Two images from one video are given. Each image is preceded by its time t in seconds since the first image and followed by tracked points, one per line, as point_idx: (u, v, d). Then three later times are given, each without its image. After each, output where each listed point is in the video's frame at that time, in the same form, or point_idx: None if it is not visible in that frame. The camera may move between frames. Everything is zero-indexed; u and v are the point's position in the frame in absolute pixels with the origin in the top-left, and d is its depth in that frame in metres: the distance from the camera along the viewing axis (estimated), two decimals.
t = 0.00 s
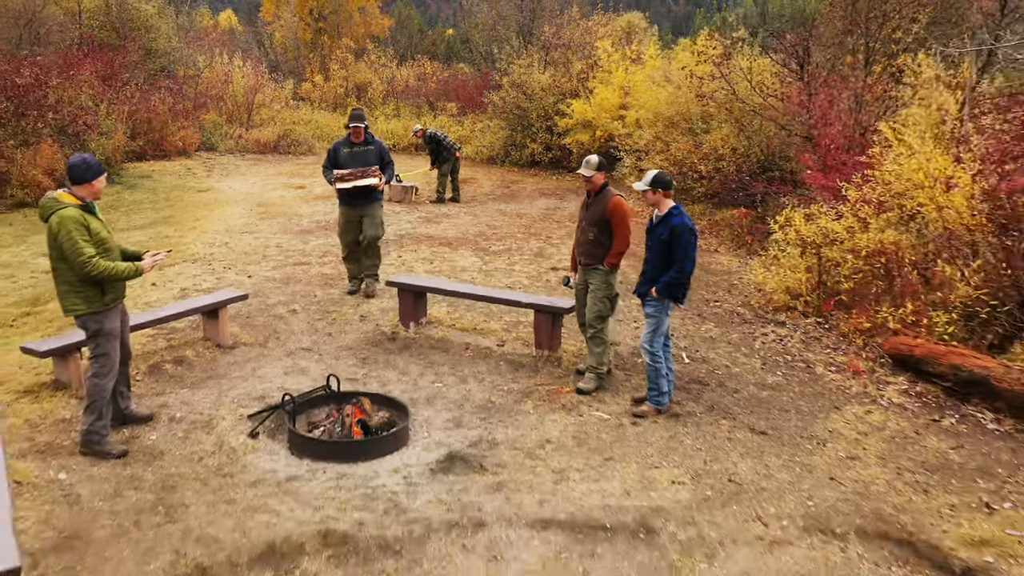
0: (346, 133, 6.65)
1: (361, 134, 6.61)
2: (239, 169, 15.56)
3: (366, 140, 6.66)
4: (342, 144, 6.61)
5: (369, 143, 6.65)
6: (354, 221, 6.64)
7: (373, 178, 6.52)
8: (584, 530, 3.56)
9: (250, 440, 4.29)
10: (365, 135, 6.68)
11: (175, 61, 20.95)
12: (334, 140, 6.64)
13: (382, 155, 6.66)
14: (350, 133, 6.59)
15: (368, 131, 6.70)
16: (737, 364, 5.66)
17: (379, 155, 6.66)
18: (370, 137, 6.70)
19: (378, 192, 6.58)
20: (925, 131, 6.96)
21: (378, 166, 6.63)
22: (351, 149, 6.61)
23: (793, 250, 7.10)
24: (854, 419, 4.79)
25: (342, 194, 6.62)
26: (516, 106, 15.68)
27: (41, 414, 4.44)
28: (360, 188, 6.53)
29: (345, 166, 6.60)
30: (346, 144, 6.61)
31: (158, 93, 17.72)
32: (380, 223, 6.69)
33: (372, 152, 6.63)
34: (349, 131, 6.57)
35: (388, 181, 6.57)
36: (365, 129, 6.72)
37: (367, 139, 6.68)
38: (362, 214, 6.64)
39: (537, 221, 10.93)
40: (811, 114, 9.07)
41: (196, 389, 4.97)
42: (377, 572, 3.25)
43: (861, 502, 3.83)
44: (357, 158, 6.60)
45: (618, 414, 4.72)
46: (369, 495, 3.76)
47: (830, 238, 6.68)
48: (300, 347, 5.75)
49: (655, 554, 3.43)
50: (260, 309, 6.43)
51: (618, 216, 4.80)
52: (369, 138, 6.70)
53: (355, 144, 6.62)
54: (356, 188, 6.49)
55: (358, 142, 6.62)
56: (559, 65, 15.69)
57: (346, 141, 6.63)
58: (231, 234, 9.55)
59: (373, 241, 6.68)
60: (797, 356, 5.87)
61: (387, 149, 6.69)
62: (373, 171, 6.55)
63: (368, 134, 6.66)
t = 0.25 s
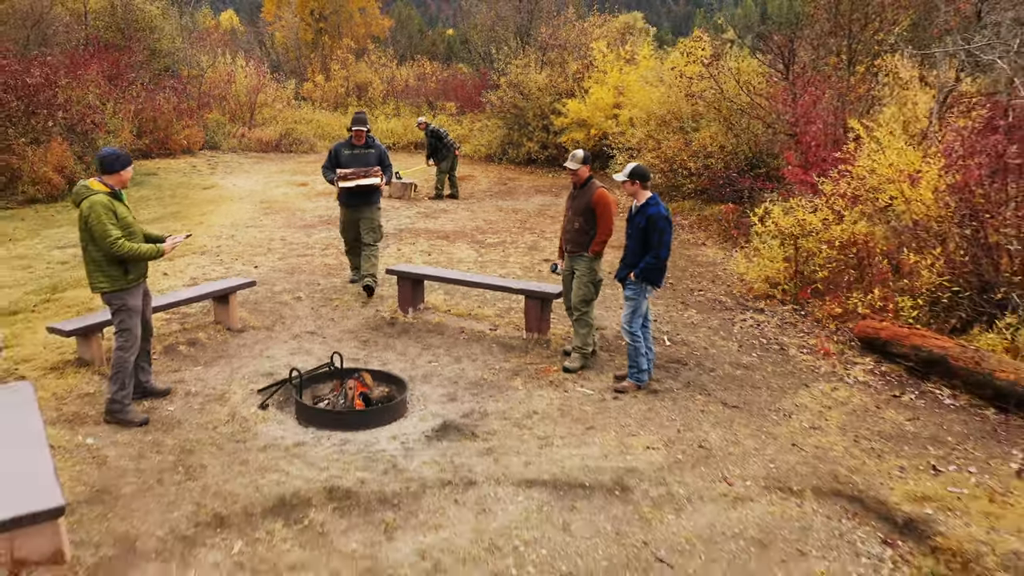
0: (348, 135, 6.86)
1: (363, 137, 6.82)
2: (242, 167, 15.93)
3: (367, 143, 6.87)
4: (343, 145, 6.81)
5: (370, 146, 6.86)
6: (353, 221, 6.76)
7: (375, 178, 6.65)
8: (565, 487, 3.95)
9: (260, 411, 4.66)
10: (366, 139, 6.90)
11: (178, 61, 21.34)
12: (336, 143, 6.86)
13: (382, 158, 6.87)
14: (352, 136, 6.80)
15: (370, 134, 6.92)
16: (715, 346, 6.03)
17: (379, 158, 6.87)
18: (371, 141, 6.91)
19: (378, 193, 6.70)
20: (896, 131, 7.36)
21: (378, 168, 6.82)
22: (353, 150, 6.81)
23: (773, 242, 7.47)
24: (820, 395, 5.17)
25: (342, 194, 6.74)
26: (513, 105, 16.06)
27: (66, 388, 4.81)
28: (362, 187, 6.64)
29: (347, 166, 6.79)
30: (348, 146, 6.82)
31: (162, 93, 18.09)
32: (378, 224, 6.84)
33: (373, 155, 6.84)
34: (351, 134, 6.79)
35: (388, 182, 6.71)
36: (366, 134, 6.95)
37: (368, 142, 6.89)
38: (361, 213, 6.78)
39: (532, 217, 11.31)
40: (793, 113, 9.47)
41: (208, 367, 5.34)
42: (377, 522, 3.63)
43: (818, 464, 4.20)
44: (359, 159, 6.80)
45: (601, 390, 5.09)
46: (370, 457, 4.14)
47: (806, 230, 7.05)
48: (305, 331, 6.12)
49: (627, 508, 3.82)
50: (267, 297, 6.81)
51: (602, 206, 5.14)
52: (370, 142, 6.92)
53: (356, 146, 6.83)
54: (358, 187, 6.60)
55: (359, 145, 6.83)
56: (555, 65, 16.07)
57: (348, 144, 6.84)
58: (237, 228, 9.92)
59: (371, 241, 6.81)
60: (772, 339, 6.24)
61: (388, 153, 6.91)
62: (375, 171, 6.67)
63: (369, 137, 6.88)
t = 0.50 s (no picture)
0: (352, 137, 7.01)
1: (367, 139, 6.98)
2: (246, 165, 16.31)
3: (371, 145, 7.03)
4: (348, 147, 6.97)
5: (374, 148, 7.02)
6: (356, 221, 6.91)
7: (379, 180, 6.80)
8: (549, 452, 4.35)
9: (270, 386, 5.04)
10: (371, 141, 7.06)
11: (182, 61, 21.71)
12: (341, 144, 7.01)
13: (386, 160, 7.03)
14: (357, 138, 6.96)
15: (374, 137, 7.08)
16: (695, 330, 6.42)
17: (383, 161, 7.03)
18: (375, 143, 7.07)
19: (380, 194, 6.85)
20: (871, 129, 7.76)
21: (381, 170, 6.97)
22: (357, 152, 6.97)
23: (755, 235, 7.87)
24: (790, 373, 5.56)
25: (346, 195, 6.89)
26: (511, 104, 16.45)
27: (90, 365, 5.19)
28: (365, 189, 6.80)
29: (351, 167, 6.95)
30: (353, 147, 6.98)
31: (167, 92, 18.48)
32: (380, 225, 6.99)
33: (377, 157, 7.00)
34: (356, 136, 6.94)
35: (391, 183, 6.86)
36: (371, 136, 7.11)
37: (372, 145, 7.05)
38: (365, 214, 6.93)
39: (526, 212, 11.70)
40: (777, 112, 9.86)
41: (221, 348, 5.73)
42: (378, 481, 4.03)
43: (782, 432, 4.59)
44: (363, 161, 6.96)
45: (586, 369, 5.48)
46: (371, 426, 4.53)
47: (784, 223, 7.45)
48: (310, 316, 6.51)
49: (605, 470, 4.22)
50: (274, 285, 7.20)
51: (588, 199, 5.51)
52: (375, 144, 7.08)
53: (361, 148, 6.99)
54: (362, 189, 6.76)
55: (364, 147, 6.99)
56: (552, 65, 16.47)
57: (353, 145, 7.00)
58: (243, 223, 10.31)
59: (373, 241, 6.98)
60: (750, 324, 6.64)
61: (391, 156, 7.07)
62: (378, 173, 6.83)
63: (374, 140, 7.04)
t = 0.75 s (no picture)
0: (354, 133, 7.27)
1: (369, 136, 7.25)
2: (249, 163, 16.71)
3: (372, 141, 7.30)
4: (350, 143, 7.24)
5: (375, 144, 7.30)
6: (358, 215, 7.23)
7: (380, 177, 7.11)
8: (536, 423, 4.75)
9: (277, 365, 5.43)
10: (372, 137, 7.32)
11: (185, 62, 22.10)
12: (343, 140, 7.27)
13: (387, 156, 7.32)
14: (359, 134, 7.22)
15: (375, 133, 7.35)
16: (677, 316, 6.82)
17: (384, 156, 7.32)
18: (376, 139, 7.35)
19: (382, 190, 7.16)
20: (847, 128, 8.16)
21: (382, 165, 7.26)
22: (359, 148, 7.25)
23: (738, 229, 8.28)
24: (763, 355, 5.95)
25: (349, 191, 7.19)
26: (508, 104, 16.85)
27: (111, 345, 5.59)
28: (367, 185, 7.12)
29: (353, 163, 7.23)
30: (355, 143, 7.25)
31: (172, 92, 18.86)
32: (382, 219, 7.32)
33: (378, 153, 7.28)
34: (358, 132, 7.21)
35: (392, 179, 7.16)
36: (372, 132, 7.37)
37: (373, 140, 7.32)
38: (366, 208, 7.25)
39: (522, 208, 12.09)
40: (762, 112, 10.26)
41: (231, 331, 6.12)
42: (379, 447, 4.43)
43: (750, 406, 4.99)
44: (364, 157, 7.24)
45: (573, 350, 5.88)
46: (372, 399, 4.93)
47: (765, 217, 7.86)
48: (315, 303, 6.91)
49: (586, 438, 4.63)
50: (280, 275, 7.59)
51: (574, 191, 5.91)
52: (376, 140, 7.35)
53: (363, 144, 7.26)
54: (365, 185, 7.06)
55: (365, 143, 7.26)
56: (548, 66, 16.86)
57: (355, 141, 7.27)
58: (249, 218, 10.70)
59: (376, 236, 7.37)
60: (730, 311, 7.04)
61: (392, 151, 7.36)
62: (380, 170, 7.13)
63: (375, 135, 7.31)
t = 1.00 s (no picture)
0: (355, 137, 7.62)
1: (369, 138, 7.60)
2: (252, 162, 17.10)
3: (372, 144, 7.64)
4: (352, 146, 7.58)
5: (376, 146, 7.65)
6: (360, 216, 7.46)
7: (381, 176, 7.38)
8: (523, 397, 5.15)
9: (284, 345, 5.84)
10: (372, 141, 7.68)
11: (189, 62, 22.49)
12: (345, 143, 7.63)
13: (386, 157, 7.65)
14: (360, 137, 7.57)
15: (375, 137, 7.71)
16: (661, 304, 7.22)
17: (384, 158, 7.67)
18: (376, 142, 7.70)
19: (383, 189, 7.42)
20: (825, 126, 8.57)
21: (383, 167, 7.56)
22: (360, 151, 7.58)
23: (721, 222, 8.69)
24: (739, 338, 6.36)
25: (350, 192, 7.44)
26: (505, 103, 17.24)
27: (128, 328, 5.99)
28: (368, 185, 7.38)
29: (355, 165, 7.56)
30: (356, 146, 7.60)
31: (176, 92, 19.26)
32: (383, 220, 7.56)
33: (379, 154, 7.62)
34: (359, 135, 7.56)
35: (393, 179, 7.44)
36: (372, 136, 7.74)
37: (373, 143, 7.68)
38: (368, 209, 7.49)
39: (517, 204, 12.49)
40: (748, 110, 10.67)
41: (241, 316, 6.53)
42: (379, 417, 4.84)
43: (722, 382, 5.39)
44: (365, 158, 7.56)
45: (561, 334, 6.27)
46: (372, 376, 5.33)
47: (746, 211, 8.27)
48: (318, 291, 7.31)
49: (569, 410, 5.04)
50: (285, 266, 7.99)
51: (561, 186, 6.30)
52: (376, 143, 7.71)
53: (363, 147, 7.61)
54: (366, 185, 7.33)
55: (366, 145, 7.61)
56: (544, 66, 17.26)
57: (355, 144, 7.62)
58: (253, 214, 11.11)
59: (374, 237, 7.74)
60: (711, 299, 7.44)
61: (391, 153, 7.73)
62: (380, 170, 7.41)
63: (375, 139, 7.68)
